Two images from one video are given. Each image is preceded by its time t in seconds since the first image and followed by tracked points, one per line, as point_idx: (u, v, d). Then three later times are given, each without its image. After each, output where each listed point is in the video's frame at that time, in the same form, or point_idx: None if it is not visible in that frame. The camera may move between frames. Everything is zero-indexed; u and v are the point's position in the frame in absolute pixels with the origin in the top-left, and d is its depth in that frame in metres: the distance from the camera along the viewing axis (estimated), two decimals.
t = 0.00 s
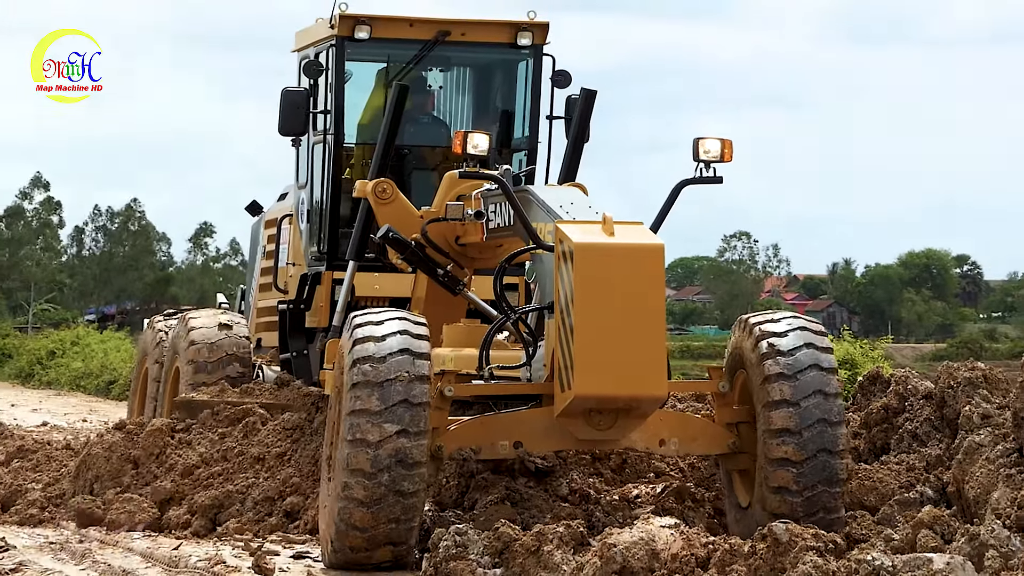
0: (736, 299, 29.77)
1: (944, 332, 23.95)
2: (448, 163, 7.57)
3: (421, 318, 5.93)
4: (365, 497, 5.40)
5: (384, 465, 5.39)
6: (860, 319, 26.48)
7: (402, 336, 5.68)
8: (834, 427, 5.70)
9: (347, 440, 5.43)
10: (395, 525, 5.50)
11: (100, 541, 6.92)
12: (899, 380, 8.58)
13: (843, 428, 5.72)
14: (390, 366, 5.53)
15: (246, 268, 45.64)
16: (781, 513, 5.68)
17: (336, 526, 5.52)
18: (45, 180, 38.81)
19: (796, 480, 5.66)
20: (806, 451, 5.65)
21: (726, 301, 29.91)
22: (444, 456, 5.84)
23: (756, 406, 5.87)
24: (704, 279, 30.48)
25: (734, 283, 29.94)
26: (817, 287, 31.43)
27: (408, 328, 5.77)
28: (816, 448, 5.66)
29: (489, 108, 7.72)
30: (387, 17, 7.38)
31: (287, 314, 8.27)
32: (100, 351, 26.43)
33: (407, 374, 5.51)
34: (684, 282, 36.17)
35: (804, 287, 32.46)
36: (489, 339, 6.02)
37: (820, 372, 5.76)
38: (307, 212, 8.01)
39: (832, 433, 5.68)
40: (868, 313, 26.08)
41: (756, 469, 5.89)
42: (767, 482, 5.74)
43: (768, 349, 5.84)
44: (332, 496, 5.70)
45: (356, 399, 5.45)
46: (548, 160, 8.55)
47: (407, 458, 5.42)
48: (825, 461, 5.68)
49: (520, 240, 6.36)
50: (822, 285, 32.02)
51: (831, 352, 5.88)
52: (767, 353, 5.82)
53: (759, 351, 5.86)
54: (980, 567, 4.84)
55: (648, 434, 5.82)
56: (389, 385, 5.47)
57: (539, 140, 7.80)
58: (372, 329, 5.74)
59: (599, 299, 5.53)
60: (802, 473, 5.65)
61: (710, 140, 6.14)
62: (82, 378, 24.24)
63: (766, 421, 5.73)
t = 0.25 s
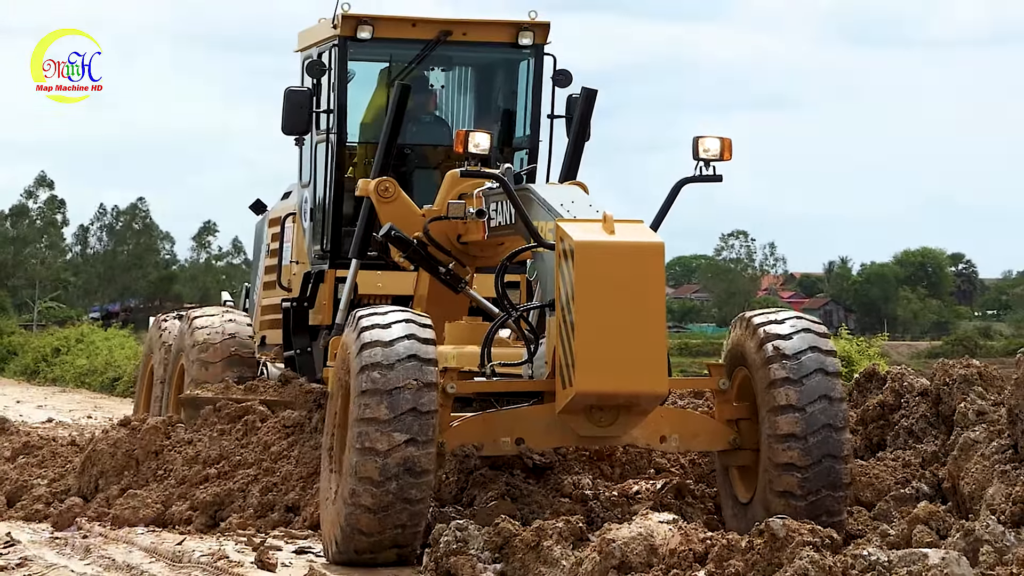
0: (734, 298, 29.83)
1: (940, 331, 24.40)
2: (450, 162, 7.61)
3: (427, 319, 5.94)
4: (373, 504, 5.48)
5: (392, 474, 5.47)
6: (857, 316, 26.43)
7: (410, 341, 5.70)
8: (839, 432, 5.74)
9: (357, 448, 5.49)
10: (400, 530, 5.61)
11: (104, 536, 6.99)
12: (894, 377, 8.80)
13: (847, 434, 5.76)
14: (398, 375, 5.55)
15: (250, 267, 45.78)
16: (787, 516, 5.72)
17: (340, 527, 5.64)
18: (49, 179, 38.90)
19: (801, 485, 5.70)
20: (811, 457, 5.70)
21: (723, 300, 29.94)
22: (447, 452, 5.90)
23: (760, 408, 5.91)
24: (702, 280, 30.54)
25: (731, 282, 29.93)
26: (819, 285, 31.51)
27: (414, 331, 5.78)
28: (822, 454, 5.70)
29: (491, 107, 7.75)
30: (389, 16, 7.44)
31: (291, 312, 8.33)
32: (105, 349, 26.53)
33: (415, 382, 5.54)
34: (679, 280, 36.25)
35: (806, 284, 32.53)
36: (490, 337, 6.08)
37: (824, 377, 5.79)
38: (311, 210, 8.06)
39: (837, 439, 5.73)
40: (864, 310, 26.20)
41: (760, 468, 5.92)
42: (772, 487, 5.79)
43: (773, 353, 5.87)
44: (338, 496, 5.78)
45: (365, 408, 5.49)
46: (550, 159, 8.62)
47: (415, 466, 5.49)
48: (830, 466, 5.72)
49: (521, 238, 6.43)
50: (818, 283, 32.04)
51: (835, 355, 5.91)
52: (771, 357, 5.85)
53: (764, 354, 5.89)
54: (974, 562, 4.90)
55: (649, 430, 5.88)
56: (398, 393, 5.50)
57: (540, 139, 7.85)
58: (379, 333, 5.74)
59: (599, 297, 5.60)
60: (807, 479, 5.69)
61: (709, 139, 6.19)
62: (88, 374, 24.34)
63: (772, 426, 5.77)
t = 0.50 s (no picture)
0: (734, 298, 29.90)
1: (940, 331, 24.53)
2: (452, 161, 7.59)
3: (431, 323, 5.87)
4: (373, 516, 5.48)
5: (392, 487, 5.46)
6: (856, 316, 26.26)
7: (413, 350, 5.63)
8: (844, 446, 5.72)
9: (357, 461, 5.48)
10: (400, 538, 5.62)
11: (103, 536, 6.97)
12: (893, 377, 8.80)
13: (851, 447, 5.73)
14: (400, 387, 5.50)
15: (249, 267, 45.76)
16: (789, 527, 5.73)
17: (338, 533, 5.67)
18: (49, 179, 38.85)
19: (803, 499, 5.70)
20: (813, 470, 5.69)
21: (723, 300, 29.95)
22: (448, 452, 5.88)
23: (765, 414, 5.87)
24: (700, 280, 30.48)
25: (731, 282, 30.00)
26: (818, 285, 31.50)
27: (418, 337, 5.71)
28: (825, 468, 5.69)
29: (493, 106, 7.74)
30: (391, 15, 7.43)
31: (293, 311, 8.31)
32: (105, 348, 26.51)
33: (418, 395, 5.49)
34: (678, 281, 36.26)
35: (805, 285, 32.53)
36: (492, 336, 6.05)
37: (829, 390, 5.74)
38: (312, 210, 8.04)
39: (842, 454, 5.71)
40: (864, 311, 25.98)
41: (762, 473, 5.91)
42: (773, 497, 5.80)
43: (779, 362, 5.81)
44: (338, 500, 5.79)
45: (366, 422, 5.46)
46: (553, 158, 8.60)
47: (416, 480, 5.47)
48: (833, 480, 5.71)
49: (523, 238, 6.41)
50: (818, 284, 32.08)
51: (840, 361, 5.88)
52: (777, 368, 5.79)
53: (770, 364, 5.83)
54: (974, 561, 4.95)
55: (651, 431, 5.85)
56: (400, 407, 5.46)
57: (542, 138, 7.83)
58: (381, 342, 5.67)
59: (601, 296, 5.58)
60: (809, 492, 5.69)
61: (712, 139, 6.14)
62: (87, 374, 24.31)
63: (777, 438, 5.75)
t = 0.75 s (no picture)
0: (734, 298, 29.97)
1: (939, 331, 24.41)
2: (455, 160, 7.56)
3: (435, 328, 5.79)
4: (373, 529, 5.51)
5: (393, 501, 5.47)
6: (857, 317, 26.34)
7: (416, 361, 5.56)
8: (849, 462, 5.69)
9: (359, 475, 5.47)
10: (401, 547, 5.65)
11: (104, 536, 6.95)
12: (893, 377, 8.78)
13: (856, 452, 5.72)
14: (403, 402, 5.45)
15: (250, 267, 45.75)
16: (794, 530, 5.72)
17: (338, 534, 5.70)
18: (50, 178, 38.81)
19: (807, 504, 5.69)
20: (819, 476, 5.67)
21: (724, 299, 29.89)
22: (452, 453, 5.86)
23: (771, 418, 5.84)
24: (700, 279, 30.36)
25: (731, 282, 30.02)
26: (819, 285, 31.45)
27: (421, 346, 5.63)
28: (830, 474, 5.67)
29: (496, 105, 7.72)
30: (394, 14, 7.38)
31: (295, 311, 8.28)
32: (106, 348, 26.49)
33: (420, 410, 5.45)
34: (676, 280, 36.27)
35: (806, 284, 32.49)
36: (496, 336, 6.03)
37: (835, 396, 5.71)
38: (315, 209, 8.01)
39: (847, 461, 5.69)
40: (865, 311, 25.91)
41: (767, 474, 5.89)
42: (777, 501, 5.78)
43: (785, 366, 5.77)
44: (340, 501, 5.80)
45: (368, 437, 5.44)
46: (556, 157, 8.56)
47: (417, 495, 5.48)
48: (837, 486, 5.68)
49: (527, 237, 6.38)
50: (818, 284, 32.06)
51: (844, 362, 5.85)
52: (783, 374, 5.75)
53: (776, 369, 5.79)
54: (973, 562, 4.87)
55: (656, 431, 5.82)
56: (402, 423, 5.42)
57: (545, 137, 7.80)
58: (385, 352, 5.60)
59: (605, 296, 5.55)
60: (814, 498, 5.68)
61: (717, 137, 6.07)
62: (88, 374, 24.29)
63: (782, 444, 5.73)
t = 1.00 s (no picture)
0: (734, 297, 29.78)
1: (939, 332, 24.39)
2: (458, 159, 7.53)
3: (435, 335, 5.68)
4: (369, 543, 5.50)
5: (389, 518, 5.45)
6: (857, 316, 26.15)
7: (415, 376, 5.48)
8: (851, 484, 5.63)
9: (354, 491, 5.45)
10: (400, 558, 5.66)
11: (104, 536, 6.92)
12: (893, 377, 8.75)
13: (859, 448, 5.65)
14: (400, 419, 5.39)
15: (250, 267, 45.71)
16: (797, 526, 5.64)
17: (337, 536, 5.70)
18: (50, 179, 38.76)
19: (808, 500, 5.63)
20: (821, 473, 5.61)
21: (724, 299, 29.86)
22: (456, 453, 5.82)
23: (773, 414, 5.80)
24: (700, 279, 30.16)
25: (732, 282, 29.78)
26: (819, 284, 31.41)
27: (420, 358, 5.54)
28: (831, 472, 5.61)
29: (499, 104, 7.69)
30: (397, 12, 7.34)
31: (298, 310, 8.23)
32: (106, 348, 26.45)
33: (417, 428, 5.40)
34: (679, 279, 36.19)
35: (805, 284, 32.46)
36: (500, 336, 5.98)
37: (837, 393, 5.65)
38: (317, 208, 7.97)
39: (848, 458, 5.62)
40: (864, 311, 25.89)
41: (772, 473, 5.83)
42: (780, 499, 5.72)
43: (786, 362, 5.74)
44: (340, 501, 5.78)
45: (364, 455, 5.39)
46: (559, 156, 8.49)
47: (414, 511, 5.46)
48: (839, 485, 5.62)
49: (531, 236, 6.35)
50: (818, 283, 32.03)
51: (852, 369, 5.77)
52: (784, 370, 5.71)
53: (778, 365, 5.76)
54: (974, 563, 4.85)
55: (661, 431, 5.78)
56: (398, 441, 5.37)
57: (549, 137, 7.74)
58: (382, 366, 5.50)
59: (611, 295, 5.52)
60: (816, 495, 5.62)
61: (723, 136, 6.02)
62: (88, 374, 24.25)
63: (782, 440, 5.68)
